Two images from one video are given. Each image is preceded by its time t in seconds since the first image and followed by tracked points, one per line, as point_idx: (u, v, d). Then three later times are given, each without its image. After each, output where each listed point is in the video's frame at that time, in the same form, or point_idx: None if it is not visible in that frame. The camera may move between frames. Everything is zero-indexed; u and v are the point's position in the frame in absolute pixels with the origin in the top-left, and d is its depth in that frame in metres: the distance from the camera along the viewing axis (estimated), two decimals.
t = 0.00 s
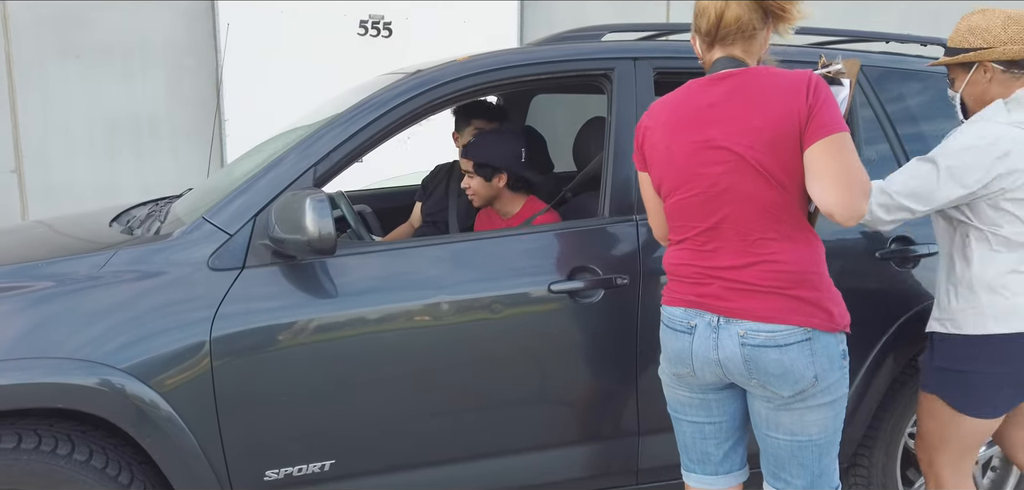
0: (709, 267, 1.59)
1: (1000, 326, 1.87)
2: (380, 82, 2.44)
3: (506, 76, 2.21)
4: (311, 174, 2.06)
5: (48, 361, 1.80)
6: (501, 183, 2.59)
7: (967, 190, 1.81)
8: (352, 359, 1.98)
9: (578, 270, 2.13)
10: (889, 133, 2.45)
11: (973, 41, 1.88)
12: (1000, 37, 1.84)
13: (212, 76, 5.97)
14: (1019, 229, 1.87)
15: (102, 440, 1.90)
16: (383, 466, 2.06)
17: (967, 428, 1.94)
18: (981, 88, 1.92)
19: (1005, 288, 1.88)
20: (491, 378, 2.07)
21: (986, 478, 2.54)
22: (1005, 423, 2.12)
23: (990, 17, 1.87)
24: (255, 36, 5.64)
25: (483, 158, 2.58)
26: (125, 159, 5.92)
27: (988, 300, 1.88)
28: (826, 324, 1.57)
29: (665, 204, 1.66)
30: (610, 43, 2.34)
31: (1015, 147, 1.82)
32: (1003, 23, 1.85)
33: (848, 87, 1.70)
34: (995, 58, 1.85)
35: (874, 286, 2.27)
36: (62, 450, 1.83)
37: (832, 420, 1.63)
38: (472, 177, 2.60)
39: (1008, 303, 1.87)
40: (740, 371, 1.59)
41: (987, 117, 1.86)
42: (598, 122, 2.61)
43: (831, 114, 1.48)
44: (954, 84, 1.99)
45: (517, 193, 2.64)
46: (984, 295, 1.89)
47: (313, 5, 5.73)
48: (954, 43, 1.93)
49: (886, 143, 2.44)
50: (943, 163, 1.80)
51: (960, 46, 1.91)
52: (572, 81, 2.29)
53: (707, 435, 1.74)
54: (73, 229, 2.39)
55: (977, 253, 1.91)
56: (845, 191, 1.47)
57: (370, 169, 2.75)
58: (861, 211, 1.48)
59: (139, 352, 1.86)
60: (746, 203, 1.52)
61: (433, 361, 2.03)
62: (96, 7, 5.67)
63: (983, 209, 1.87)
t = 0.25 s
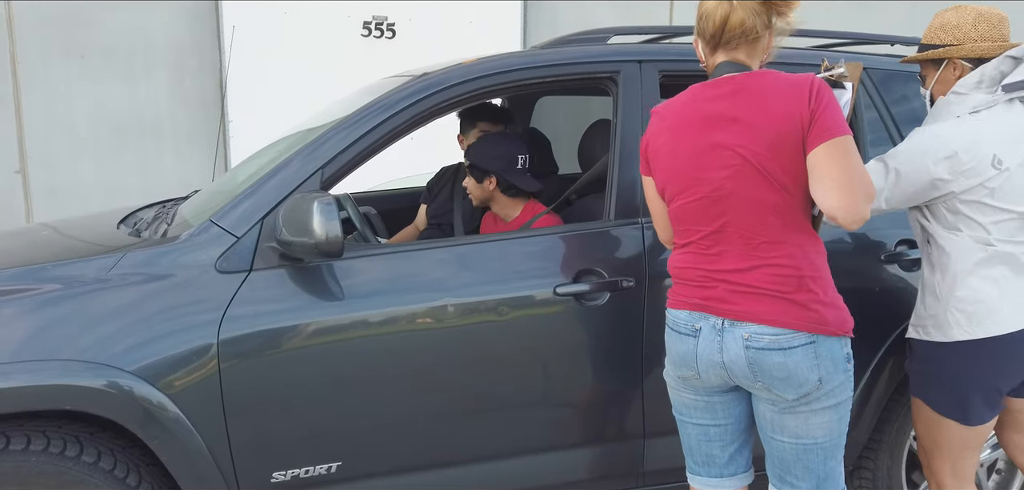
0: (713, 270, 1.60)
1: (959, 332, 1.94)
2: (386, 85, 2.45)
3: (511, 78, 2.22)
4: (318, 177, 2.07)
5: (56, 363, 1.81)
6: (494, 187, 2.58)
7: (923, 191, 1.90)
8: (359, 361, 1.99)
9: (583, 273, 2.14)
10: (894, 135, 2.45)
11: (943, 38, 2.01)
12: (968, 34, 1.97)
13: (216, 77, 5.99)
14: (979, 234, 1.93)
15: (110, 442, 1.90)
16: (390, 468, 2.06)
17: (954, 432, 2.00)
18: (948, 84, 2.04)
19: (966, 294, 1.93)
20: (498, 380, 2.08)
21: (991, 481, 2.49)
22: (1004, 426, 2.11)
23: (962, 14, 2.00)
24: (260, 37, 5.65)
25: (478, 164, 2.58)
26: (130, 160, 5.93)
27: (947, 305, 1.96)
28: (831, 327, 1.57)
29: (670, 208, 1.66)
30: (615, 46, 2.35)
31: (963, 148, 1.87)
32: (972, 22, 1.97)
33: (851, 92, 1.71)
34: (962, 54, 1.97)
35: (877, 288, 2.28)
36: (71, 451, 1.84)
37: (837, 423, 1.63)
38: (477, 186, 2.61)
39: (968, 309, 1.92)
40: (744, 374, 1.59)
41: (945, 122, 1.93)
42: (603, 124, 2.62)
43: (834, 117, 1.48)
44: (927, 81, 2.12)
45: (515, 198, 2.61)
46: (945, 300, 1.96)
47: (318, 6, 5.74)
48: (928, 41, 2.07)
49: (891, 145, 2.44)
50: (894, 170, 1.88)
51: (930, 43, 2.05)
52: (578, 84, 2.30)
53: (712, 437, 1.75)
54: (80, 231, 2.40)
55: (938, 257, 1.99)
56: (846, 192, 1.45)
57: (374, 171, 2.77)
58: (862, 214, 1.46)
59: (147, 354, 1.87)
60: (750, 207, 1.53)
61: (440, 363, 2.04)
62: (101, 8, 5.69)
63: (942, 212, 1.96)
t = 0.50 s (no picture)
0: (721, 272, 1.59)
1: (954, 338, 1.94)
2: (391, 86, 2.45)
3: (516, 80, 2.22)
4: (324, 178, 2.07)
5: (62, 364, 1.81)
6: (499, 187, 2.58)
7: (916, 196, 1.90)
8: (365, 362, 1.99)
9: (589, 274, 2.14)
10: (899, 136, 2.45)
11: (947, 36, 2.00)
12: (974, 35, 1.98)
13: (219, 78, 6.00)
14: (974, 236, 1.92)
15: (116, 443, 1.90)
16: (395, 469, 2.06)
17: (959, 438, 1.99)
18: (945, 83, 2.05)
19: (962, 299, 1.94)
20: (503, 381, 2.08)
21: (996, 482, 2.48)
22: (1009, 427, 2.12)
23: (967, 14, 2.00)
24: (264, 37, 5.66)
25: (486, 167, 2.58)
26: (133, 160, 5.94)
27: (943, 311, 1.96)
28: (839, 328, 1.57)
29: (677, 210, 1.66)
30: (620, 47, 2.35)
31: (951, 151, 1.86)
32: (978, 23, 1.98)
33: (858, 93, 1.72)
34: (966, 56, 1.98)
35: (882, 290, 2.28)
36: (77, 452, 1.84)
37: (845, 424, 1.63)
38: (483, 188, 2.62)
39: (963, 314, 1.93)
40: (752, 376, 1.59)
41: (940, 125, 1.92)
42: (607, 125, 2.62)
43: (842, 119, 1.48)
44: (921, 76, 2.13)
45: (521, 198, 2.61)
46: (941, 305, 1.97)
47: (321, 6, 5.74)
48: (927, 36, 2.06)
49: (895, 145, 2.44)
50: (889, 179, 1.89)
51: (932, 39, 2.03)
52: (583, 86, 2.30)
53: (719, 437, 1.74)
54: (85, 232, 2.40)
55: (933, 263, 2.00)
56: (856, 195, 1.46)
57: (379, 172, 2.77)
58: (874, 216, 1.47)
59: (153, 355, 1.87)
60: (758, 209, 1.53)
61: (445, 364, 2.04)
62: (104, 9, 5.70)
63: (936, 216, 1.95)
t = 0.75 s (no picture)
0: (725, 273, 1.60)
1: (962, 339, 1.95)
2: (395, 87, 2.46)
3: (521, 81, 2.22)
4: (329, 179, 2.08)
5: (69, 364, 1.82)
6: (499, 187, 2.60)
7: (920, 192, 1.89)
8: (369, 362, 2.00)
9: (592, 275, 2.15)
10: (902, 136, 2.46)
11: (967, 35, 1.98)
12: (993, 36, 1.98)
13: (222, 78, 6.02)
14: (983, 236, 1.93)
15: (122, 442, 1.91)
16: (400, 469, 2.07)
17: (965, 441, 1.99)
18: (956, 82, 2.06)
19: (969, 301, 1.94)
20: (507, 381, 2.09)
21: (999, 483, 2.47)
22: (1010, 428, 2.13)
23: (987, 14, 1.99)
24: (267, 38, 5.67)
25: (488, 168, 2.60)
26: (137, 160, 5.96)
27: (950, 312, 1.96)
28: (843, 331, 1.57)
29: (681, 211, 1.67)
30: (624, 49, 2.36)
31: (962, 150, 1.88)
32: (996, 25, 1.98)
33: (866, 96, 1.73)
34: (986, 57, 1.99)
35: (885, 290, 2.29)
36: (84, 452, 1.85)
37: (848, 426, 1.63)
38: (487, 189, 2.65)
39: (971, 315, 1.93)
40: (756, 377, 1.60)
41: (947, 124, 1.94)
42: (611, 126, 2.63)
43: (848, 123, 1.49)
44: (927, 72, 2.11)
45: (523, 198, 2.62)
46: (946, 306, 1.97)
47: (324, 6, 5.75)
48: (942, 31, 2.02)
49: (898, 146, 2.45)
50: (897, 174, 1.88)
51: (950, 36, 2.00)
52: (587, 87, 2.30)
53: (722, 438, 1.75)
54: (90, 233, 2.41)
55: (939, 263, 2.00)
56: (861, 198, 1.47)
57: (383, 172, 2.77)
58: (879, 219, 1.49)
59: (159, 355, 1.88)
60: (763, 211, 1.53)
61: (449, 364, 2.05)
62: (108, 9, 5.71)
63: (945, 216, 1.96)
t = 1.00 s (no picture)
0: (730, 279, 1.61)
1: (967, 343, 1.95)
2: (400, 91, 2.48)
3: (525, 85, 2.24)
4: (334, 183, 2.09)
5: (76, 368, 1.83)
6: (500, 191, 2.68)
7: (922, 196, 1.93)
8: (374, 365, 2.01)
9: (595, 279, 2.16)
10: (903, 140, 2.47)
11: (976, 40, 1.98)
12: (1002, 42, 1.98)
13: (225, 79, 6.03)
14: (990, 240, 1.94)
15: (129, 445, 1.93)
16: (404, 471, 2.09)
17: (968, 443, 2.00)
18: (963, 88, 2.06)
19: (974, 305, 1.95)
20: (511, 384, 2.10)
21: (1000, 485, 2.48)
22: (1010, 430, 2.14)
23: (994, 20, 2.00)
24: (270, 39, 5.69)
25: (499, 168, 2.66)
26: (141, 162, 5.98)
27: (954, 316, 1.97)
28: (847, 336, 1.59)
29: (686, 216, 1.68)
30: (627, 53, 2.37)
31: (969, 155, 1.90)
32: (1004, 31, 1.99)
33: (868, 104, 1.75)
34: (995, 63, 1.99)
35: (887, 293, 2.29)
36: (92, 455, 1.87)
37: (850, 430, 1.65)
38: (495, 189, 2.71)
39: (975, 319, 1.94)
40: (760, 383, 1.61)
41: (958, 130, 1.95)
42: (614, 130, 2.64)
43: (854, 130, 1.50)
44: (932, 77, 2.10)
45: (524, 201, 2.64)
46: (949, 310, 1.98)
47: (327, 8, 5.77)
48: (950, 36, 2.02)
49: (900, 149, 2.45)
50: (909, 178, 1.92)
51: (960, 42, 2.00)
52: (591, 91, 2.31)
53: (725, 442, 1.76)
54: (97, 236, 2.42)
55: (945, 268, 2.01)
56: (868, 205, 1.48)
57: (387, 175, 2.79)
58: (885, 227, 1.50)
59: (166, 359, 1.89)
60: (769, 217, 1.54)
61: (453, 367, 2.06)
62: (111, 11, 5.73)
63: (952, 221, 1.97)
